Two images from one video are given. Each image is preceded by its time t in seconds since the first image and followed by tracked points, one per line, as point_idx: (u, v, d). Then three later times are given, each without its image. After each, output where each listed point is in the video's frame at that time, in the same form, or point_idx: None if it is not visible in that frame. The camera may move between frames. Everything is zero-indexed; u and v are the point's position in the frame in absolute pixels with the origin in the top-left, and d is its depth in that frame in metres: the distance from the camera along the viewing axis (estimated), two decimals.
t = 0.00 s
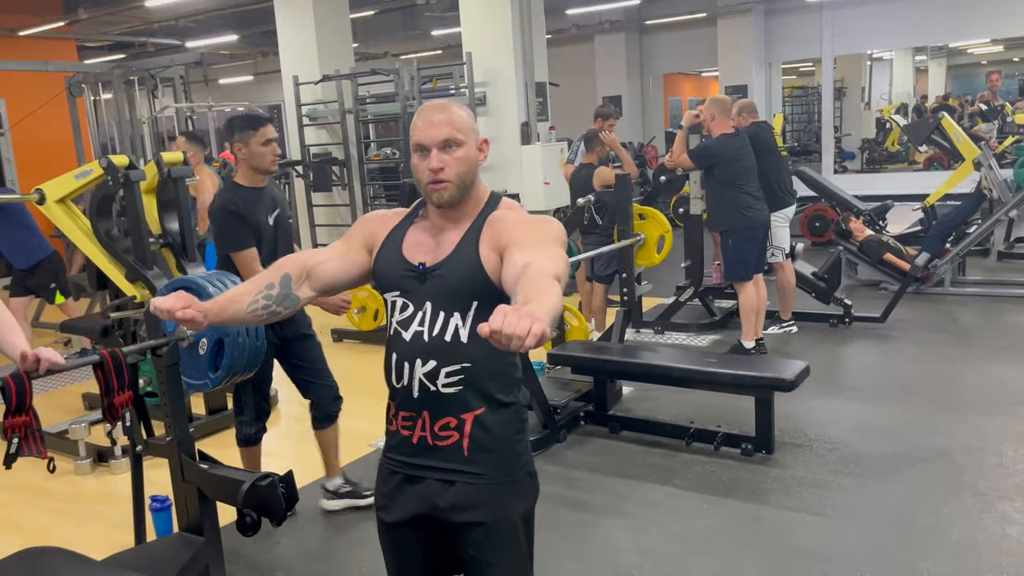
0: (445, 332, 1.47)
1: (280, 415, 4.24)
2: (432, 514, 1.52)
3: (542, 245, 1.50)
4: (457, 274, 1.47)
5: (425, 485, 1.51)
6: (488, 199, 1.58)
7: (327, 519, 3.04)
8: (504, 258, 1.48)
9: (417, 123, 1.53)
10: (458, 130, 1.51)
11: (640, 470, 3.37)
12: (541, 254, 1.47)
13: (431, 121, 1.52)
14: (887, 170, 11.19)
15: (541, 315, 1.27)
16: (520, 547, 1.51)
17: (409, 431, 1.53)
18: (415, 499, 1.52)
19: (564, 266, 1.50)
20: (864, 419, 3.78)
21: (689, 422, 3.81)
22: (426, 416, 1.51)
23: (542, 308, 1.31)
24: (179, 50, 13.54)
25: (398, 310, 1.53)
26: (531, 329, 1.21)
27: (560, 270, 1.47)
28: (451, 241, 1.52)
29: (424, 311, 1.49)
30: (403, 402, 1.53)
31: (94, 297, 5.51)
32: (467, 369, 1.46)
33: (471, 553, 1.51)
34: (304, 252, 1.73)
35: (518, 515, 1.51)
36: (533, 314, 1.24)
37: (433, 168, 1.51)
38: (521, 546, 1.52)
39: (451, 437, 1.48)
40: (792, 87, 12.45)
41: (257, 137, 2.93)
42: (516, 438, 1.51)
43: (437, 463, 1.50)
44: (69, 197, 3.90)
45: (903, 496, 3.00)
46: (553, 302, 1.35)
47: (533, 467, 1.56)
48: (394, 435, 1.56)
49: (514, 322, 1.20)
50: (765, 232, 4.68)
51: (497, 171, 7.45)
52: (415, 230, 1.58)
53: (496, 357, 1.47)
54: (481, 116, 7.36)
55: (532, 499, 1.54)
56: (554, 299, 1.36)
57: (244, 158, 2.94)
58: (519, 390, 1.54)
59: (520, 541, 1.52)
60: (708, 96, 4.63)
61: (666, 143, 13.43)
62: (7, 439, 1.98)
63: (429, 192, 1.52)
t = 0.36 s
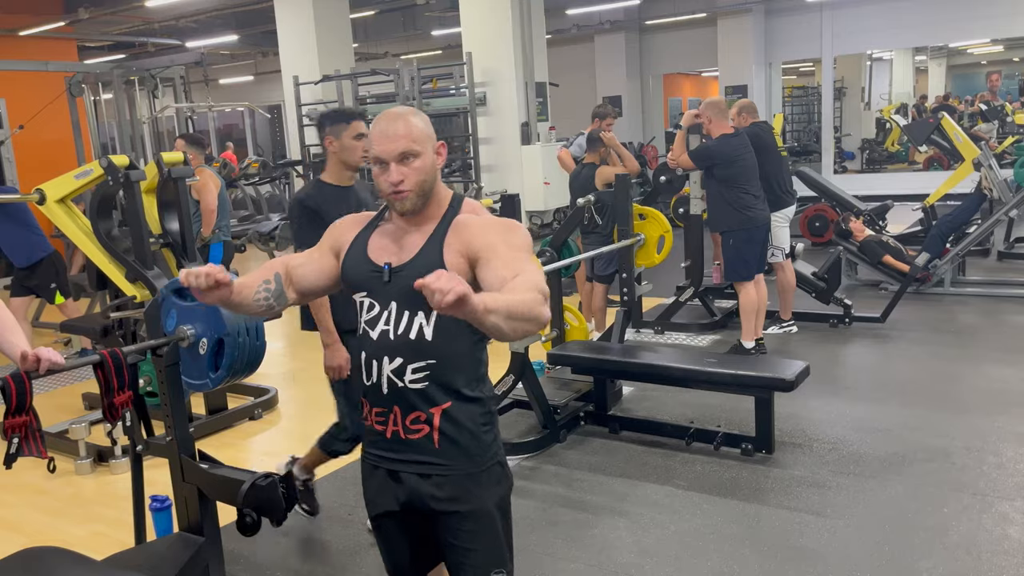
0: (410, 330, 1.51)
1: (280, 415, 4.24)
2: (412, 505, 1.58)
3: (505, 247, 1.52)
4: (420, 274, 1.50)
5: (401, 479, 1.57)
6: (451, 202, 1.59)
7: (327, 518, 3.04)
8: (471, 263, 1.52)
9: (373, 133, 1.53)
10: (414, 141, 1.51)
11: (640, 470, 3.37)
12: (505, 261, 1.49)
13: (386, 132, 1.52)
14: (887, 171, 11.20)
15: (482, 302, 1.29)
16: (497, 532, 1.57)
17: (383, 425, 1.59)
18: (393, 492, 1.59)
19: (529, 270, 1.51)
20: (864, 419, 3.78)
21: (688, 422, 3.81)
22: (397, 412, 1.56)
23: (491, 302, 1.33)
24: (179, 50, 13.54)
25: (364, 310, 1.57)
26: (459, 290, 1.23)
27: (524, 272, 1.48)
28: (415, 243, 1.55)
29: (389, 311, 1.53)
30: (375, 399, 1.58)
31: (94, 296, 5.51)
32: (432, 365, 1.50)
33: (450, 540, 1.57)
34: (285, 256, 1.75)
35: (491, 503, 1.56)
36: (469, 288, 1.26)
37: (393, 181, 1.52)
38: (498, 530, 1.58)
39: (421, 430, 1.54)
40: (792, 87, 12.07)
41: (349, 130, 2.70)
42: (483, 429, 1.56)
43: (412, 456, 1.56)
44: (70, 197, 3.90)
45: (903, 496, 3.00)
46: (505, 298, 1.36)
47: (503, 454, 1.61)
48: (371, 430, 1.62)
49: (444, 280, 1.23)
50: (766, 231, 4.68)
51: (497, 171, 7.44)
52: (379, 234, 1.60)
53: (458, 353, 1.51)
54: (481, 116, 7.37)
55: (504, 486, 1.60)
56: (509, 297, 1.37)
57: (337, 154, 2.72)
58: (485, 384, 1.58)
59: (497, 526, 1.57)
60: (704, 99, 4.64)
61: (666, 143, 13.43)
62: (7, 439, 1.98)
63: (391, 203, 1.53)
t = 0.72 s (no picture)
0: (397, 323, 1.53)
1: (280, 415, 4.24)
2: (399, 493, 1.59)
3: (483, 238, 1.54)
4: (406, 270, 1.52)
5: (389, 468, 1.58)
6: (429, 200, 1.61)
7: (328, 519, 3.04)
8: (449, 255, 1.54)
9: (354, 135, 1.56)
10: (392, 141, 1.54)
11: (640, 470, 3.37)
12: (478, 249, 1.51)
13: (366, 135, 1.55)
14: (887, 171, 11.20)
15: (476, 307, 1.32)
16: (481, 518, 1.59)
17: (372, 417, 1.59)
18: (381, 483, 1.60)
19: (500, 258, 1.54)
20: (864, 419, 3.78)
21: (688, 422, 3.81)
22: (386, 403, 1.57)
23: (478, 300, 1.35)
24: (179, 50, 13.54)
25: (352, 305, 1.58)
26: (471, 321, 1.26)
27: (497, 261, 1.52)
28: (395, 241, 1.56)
29: (377, 305, 1.55)
30: (364, 391, 1.60)
31: (94, 296, 5.50)
32: (420, 356, 1.53)
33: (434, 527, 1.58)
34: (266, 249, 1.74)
35: (477, 490, 1.59)
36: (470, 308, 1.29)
37: (372, 182, 1.53)
38: (484, 517, 1.60)
39: (410, 420, 1.55)
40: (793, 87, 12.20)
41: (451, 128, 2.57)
42: (469, 418, 1.59)
43: (399, 445, 1.56)
44: (70, 197, 3.90)
45: (903, 496, 3.00)
46: (490, 295, 1.39)
47: (488, 443, 1.64)
48: (359, 422, 1.63)
49: (452, 320, 1.25)
50: (766, 232, 4.68)
51: (497, 171, 7.45)
52: (363, 232, 1.61)
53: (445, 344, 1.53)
54: (481, 116, 7.37)
55: (489, 473, 1.62)
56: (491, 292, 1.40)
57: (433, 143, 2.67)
58: (471, 374, 1.61)
59: (482, 513, 1.59)
60: (701, 101, 4.63)
61: (666, 143, 13.43)
62: (8, 439, 1.98)
63: (370, 204, 1.55)
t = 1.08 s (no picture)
0: (394, 323, 1.53)
1: (280, 415, 4.24)
2: (398, 491, 1.59)
3: (478, 235, 1.55)
4: (401, 268, 1.52)
5: (388, 467, 1.58)
6: (423, 199, 1.60)
7: (327, 519, 3.04)
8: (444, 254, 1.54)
9: (347, 136, 1.56)
10: (384, 140, 1.54)
11: (639, 470, 3.37)
12: (474, 244, 1.52)
13: (359, 135, 1.54)
14: (887, 171, 11.19)
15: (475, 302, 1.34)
16: (481, 515, 1.59)
17: (370, 417, 1.59)
18: (381, 481, 1.59)
19: (495, 256, 1.56)
20: (864, 419, 3.78)
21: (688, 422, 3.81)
22: (383, 402, 1.57)
23: (476, 295, 1.37)
24: (178, 50, 13.54)
25: (348, 306, 1.58)
26: (472, 313, 1.27)
27: (492, 257, 1.53)
28: (391, 241, 1.56)
29: (374, 306, 1.54)
30: (361, 390, 1.59)
31: (94, 297, 5.50)
32: (417, 355, 1.52)
33: (433, 524, 1.58)
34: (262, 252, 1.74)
35: (476, 486, 1.59)
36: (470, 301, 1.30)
37: (365, 177, 1.54)
38: (484, 513, 1.60)
39: (408, 418, 1.55)
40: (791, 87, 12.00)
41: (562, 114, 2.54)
42: (467, 416, 1.59)
43: (397, 444, 1.56)
44: (69, 197, 3.90)
45: (902, 496, 3.00)
46: (487, 290, 1.40)
47: (486, 440, 1.64)
48: (357, 422, 1.63)
49: (452, 309, 1.26)
50: (765, 232, 4.68)
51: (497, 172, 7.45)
52: (359, 233, 1.62)
53: (441, 343, 1.53)
54: (481, 116, 7.37)
55: (488, 469, 1.62)
56: (488, 286, 1.42)
57: (545, 132, 2.52)
58: (467, 371, 1.61)
59: (482, 509, 1.60)
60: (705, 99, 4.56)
61: (666, 143, 13.43)
62: (7, 439, 1.98)
63: (364, 201, 1.55)
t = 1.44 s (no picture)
0: (393, 324, 1.53)
1: (280, 415, 4.25)
2: (397, 491, 1.60)
3: (479, 236, 1.55)
4: (401, 268, 1.52)
5: (387, 467, 1.58)
6: (422, 200, 1.60)
7: (327, 519, 3.04)
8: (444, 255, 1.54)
9: (347, 135, 1.56)
10: (384, 139, 1.54)
11: (639, 470, 3.38)
12: (475, 244, 1.53)
13: (359, 134, 1.54)
14: (887, 171, 11.17)
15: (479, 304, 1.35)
16: (480, 515, 1.59)
17: (370, 417, 1.59)
18: (380, 482, 1.60)
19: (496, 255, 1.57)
20: (864, 419, 3.79)
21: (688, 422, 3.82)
22: (383, 402, 1.57)
23: (479, 298, 1.38)
24: (178, 50, 13.55)
25: (348, 307, 1.58)
26: (477, 316, 1.28)
27: (493, 257, 1.54)
28: (392, 242, 1.56)
29: (373, 307, 1.55)
30: (361, 391, 1.60)
31: (94, 297, 5.51)
32: (417, 356, 1.53)
33: (432, 524, 1.58)
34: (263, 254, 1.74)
35: (476, 487, 1.59)
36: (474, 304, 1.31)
37: (364, 178, 1.54)
38: (483, 513, 1.60)
39: (408, 418, 1.55)
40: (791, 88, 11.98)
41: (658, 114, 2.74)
42: (467, 416, 1.59)
43: (397, 444, 1.57)
44: (70, 198, 3.90)
45: (902, 496, 3.00)
46: (490, 292, 1.42)
47: (486, 441, 1.64)
48: (356, 422, 1.63)
49: (457, 313, 1.27)
50: (763, 233, 4.68)
51: (497, 172, 7.47)
52: (359, 234, 1.62)
53: (441, 343, 1.54)
54: (481, 116, 7.37)
55: (487, 469, 1.62)
56: (490, 287, 1.43)
57: (648, 132, 2.72)
58: (467, 370, 1.61)
59: (481, 510, 1.60)
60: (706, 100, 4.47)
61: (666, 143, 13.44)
62: (8, 439, 1.98)
63: (364, 201, 1.55)
